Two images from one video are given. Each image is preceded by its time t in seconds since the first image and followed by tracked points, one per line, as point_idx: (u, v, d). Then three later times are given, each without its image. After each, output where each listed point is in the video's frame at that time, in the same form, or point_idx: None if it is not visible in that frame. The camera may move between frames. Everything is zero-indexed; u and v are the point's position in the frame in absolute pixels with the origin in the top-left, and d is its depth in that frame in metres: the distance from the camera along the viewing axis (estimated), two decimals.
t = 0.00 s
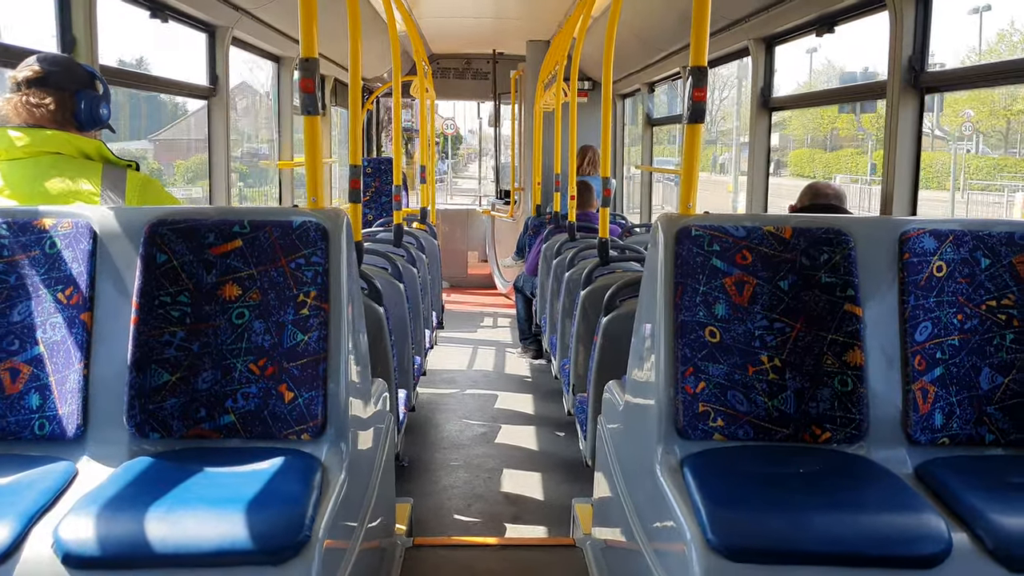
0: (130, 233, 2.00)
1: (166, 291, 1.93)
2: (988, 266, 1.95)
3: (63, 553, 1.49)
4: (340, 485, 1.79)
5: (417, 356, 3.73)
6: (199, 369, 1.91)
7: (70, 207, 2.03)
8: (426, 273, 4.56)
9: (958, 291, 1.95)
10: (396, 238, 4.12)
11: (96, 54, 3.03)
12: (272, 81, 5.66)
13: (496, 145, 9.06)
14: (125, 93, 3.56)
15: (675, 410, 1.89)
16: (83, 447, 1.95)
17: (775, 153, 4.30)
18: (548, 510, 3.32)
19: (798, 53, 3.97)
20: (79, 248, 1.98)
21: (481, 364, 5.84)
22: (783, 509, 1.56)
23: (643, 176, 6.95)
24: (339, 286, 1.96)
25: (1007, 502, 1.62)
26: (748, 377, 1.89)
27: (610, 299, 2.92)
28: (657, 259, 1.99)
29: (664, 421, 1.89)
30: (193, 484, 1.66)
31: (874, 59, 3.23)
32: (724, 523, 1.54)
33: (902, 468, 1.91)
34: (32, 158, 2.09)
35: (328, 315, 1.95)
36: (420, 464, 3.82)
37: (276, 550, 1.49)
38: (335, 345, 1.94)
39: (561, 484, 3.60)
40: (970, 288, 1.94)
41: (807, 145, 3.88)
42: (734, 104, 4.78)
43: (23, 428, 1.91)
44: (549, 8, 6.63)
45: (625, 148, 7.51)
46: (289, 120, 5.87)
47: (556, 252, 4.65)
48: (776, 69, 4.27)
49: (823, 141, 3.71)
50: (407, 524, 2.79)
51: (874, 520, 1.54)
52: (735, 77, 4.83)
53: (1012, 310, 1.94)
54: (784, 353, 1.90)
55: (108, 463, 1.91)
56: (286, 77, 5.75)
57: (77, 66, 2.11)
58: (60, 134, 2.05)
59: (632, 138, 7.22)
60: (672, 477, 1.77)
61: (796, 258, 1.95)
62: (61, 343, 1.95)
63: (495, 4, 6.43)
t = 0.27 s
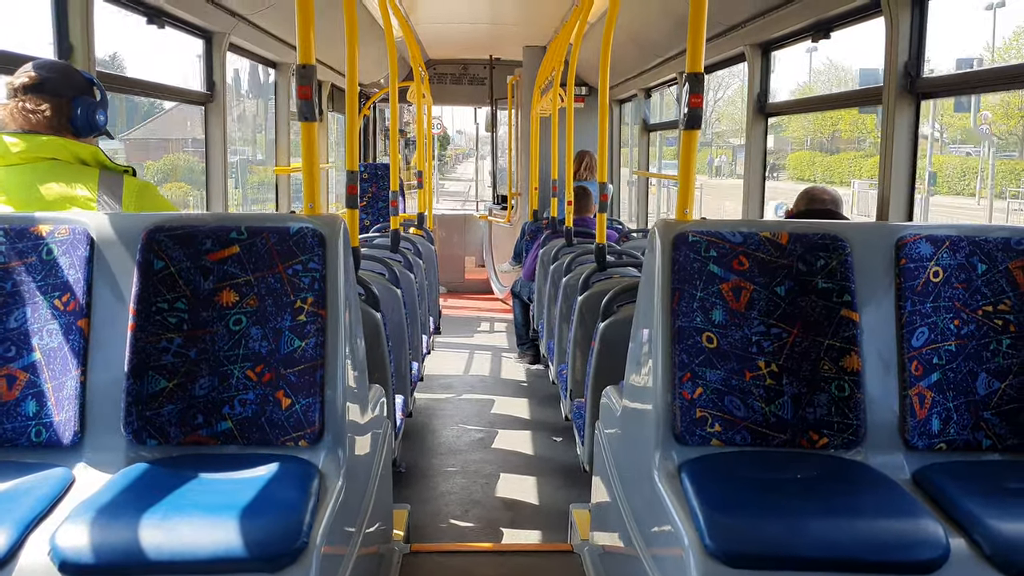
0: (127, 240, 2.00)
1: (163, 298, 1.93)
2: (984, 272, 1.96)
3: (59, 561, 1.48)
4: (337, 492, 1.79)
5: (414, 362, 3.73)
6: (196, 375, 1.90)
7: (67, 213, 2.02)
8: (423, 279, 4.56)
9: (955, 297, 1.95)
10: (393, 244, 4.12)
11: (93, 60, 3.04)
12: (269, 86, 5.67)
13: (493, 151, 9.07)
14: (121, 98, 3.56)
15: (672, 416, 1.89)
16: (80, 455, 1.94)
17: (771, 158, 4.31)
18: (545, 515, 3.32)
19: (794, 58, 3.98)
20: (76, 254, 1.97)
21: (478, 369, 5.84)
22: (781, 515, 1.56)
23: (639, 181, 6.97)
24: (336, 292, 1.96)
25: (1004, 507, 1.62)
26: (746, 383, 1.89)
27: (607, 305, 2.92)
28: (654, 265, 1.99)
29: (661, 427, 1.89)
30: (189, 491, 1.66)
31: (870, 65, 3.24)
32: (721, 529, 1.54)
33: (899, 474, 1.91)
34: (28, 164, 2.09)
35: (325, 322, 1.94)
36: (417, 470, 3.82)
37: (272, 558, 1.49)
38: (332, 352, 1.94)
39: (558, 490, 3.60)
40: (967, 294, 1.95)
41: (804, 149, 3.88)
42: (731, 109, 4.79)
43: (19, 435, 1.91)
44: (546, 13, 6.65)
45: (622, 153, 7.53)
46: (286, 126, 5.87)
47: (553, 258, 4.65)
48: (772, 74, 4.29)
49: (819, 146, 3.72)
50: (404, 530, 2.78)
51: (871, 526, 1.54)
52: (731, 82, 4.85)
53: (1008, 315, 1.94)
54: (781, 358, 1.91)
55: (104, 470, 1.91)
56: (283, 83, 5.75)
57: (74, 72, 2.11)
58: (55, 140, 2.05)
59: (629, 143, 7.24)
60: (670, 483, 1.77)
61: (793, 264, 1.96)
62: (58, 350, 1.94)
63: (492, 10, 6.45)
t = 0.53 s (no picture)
0: (126, 239, 2.00)
1: (162, 296, 1.93)
2: (983, 271, 1.96)
3: (58, 560, 1.48)
4: (336, 490, 1.79)
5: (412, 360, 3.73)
6: (195, 374, 1.90)
7: (65, 212, 2.02)
8: (421, 277, 4.56)
9: (953, 296, 1.96)
10: (391, 242, 4.12)
11: (92, 58, 3.03)
12: (267, 84, 5.66)
13: (491, 148, 9.07)
14: (120, 96, 3.55)
15: (671, 415, 1.89)
16: (78, 453, 1.94)
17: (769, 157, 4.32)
18: (543, 514, 3.32)
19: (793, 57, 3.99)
20: (75, 253, 1.97)
21: (476, 367, 5.84)
22: (780, 514, 1.56)
23: (637, 179, 6.97)
24: (336, 291, 1.96)
25: (1002, 506, 1.63)
26: (745, 382, 1.90)
27: (606, 303, 2.92)
28: (653, 264, 1.99)
29: (660, 425, 1.89)
30: (188, 490, 1.66)
31: (869, 64, 3.25)
32: (721, 528, 1.54)
33: (897, 472, 1.92)
34: (27, 162, 2.09)
35: (325, 321, 1.95)
36: (415, 468, 3.82)
37: (272, 556, 1.49)
38: (332, 350, 1.94)
39: (556, 488, 3.60)
40: (965, 293, 1.95)
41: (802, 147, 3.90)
42: (729, 107, 4.79)
43: (18, 434, 1.91)
44: (545, 11, 6.64)
45: (620, 152, 7.53)
46: (284, 124, 5.87)
47: (552, 256, 4.66)
48: (771, 73, 4.29)
49: (818, 145, 3.73)
50: (402, 528, 2.79)
51: (870, 525, 1.54)
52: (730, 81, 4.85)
53: (1007, 315, 1.95)
54: (780, 357, 1.91)
55: (103, 469, 1.91)
56: (282, 81, 5.75)
57: (73, 70, 2.11)
58: (54, 138, 2.05)
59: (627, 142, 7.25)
60: (669, 482, 1.78)
61: (792, 263, 1.96)
62: (57, 348, 1.94)
63: (490, 8, 6.45)
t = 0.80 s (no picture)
0: (122, 236, 1.99)
1: (158, 293, 1.92)
2: (979, 264, 1.96)
3: (55, 557, 1.48)
4: (333, 486, 1.79)
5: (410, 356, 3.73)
6: (192, 371, 1.90)
7: (60, 209, 2.01)
8: (418, 273, 4.56)
9: (949, 289, 1.96)
10: (388, 238, 4.12)
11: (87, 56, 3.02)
12: (263, 80, 5.65)
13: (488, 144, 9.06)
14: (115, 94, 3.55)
15: (667, 409, 1.89)
16: (75, 451, 1.94)
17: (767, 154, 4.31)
18: (541, 509, 3.32)
19: (789, 52, 3.99)
20: (70, 250, 1.97)
21: (474, 363, 5.84)
22: (777, 508, 1.57)
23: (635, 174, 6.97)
24: (332, 287, 1.96)
25: (998, 499, 1.63)
26: (741, 376, 1.90)
27: (603, 299, 2.93)
28: (649, 258, 1.99)
29: (657, 420, 1.89)
30: (185, 487, 1.66)
31: (865, 58, 3.25)
32: (717, 521, 1.54)
33: (893, 466, 1.92)
34: (22, 160, 2.08)
35: (321, 317, 1.94)
36: (413, 464, 3.82)
37: (270, 553, 1.49)
38: (328, 346, 1.94)
39: (554, 483, 3.60)
40: (961, 287, 1.95)
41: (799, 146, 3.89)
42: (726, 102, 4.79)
43: (15, 431, 1.91)
44: (541, 6, 6.63)
45: (617, 147, 7.53)
46: (281, 120, 5.86)
47: (549, 251, 4.66)
48: (767, 68, 4.29)
49: (814, 139, 3.73)
50: (401, 524, 2.79)
51: (867, 518, 1.54)
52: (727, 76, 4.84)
53: (1002, 308, 1.95)
54: (776, 351, 1.91)
55: (100, 466, 1.91)
56: (278, 78, 5.73)
57: (69, 68, 2.11)
58: (51, 137, 2.05)
59: (624, 137, 7.24)
60: (665, 476, 1.78)
61: (788, 257, 1.96)
62: (53, 346, 1.94)
63: (486, 3, 6.43)
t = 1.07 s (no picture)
0: (124, 238, 1.99)
1: (161, 296, 1.92)
2: (981, 269, 1.97)
3: (58, 560, 1.48)
4: (336, 490, 1.79)
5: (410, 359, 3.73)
6: (195, 374, 1.90)
7: (63, 211, 2.01)
8: (418, 275, 4.56)
9: (951, 294, 1.96)
10: (388, 240, 4.12)
11: (88, 57, 3.02)
12: (263, 81, 5.65)
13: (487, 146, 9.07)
14: (115, 95, 3.54)
15: (670, 413, 1.89)
16: (77, 453, 1.94)
17: (767, 159, 4.32)
18: (541, 512, 3.32)
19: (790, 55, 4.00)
20: (73, 252, 1.97)
21: (473, 365, 5.85)
22: (781, 512, 1.57)
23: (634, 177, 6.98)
24: (335, 290, 1.96)
25: (1001, 503, 1.63)
26: (744, 380, 1.90)
27: (604, 302, 2.93)
28: (652, 262, 2.00)
29: (659, 423, 1.89)
30: (187, 490, 1.65)
31: (866, 63, 3.26)
32: (721, 525, 1.54)
33: (895, 470, 1.93)
34: (24, 161, 2.08)
35: (324, 320, 1.94)
36: (413, 466, 3.82)
37: (273, 556, 1.49)
38: (331, 349, 1.94)
39: (553, 485, 3.60)
40: (964, 291, 1.96)
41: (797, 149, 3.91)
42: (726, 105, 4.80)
43: (17, 434, 1.90)
44: (541, 9, 6.64)
45: (616, 149, 7.54)
46: (280, 121, 5.86)
47: (549, 254, 4.66)
48: (767, 71, 4.30)
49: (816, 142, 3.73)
50: (401, 527, 2.79)
51: (870, 523, 1.54)
52: (727, 79, 4.85)
53: (1005, 312, 1.95)
54: (779, 355, 1.91)
55: (103, 468, 1.90)
56: (278, 79, 5.74)
57: (70, 70, 2.11)
58: (53, 138, 2.04)
59: (623, 139, 7.25)
60: (668, 480, 1.78)
61: (791, 262, 1.96)
62: (55, 348, 1.94)
63: (486, 5, 6.44)
